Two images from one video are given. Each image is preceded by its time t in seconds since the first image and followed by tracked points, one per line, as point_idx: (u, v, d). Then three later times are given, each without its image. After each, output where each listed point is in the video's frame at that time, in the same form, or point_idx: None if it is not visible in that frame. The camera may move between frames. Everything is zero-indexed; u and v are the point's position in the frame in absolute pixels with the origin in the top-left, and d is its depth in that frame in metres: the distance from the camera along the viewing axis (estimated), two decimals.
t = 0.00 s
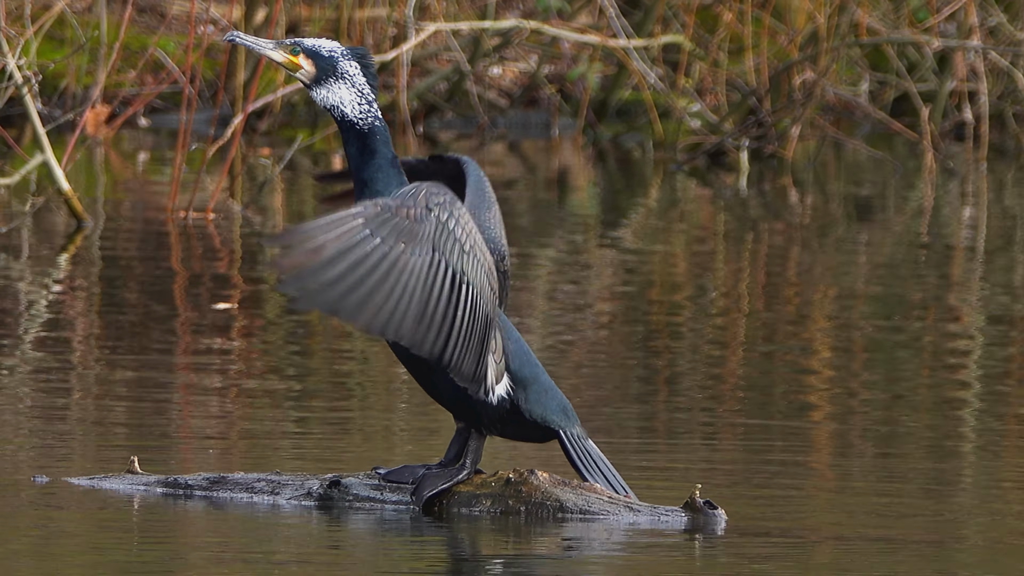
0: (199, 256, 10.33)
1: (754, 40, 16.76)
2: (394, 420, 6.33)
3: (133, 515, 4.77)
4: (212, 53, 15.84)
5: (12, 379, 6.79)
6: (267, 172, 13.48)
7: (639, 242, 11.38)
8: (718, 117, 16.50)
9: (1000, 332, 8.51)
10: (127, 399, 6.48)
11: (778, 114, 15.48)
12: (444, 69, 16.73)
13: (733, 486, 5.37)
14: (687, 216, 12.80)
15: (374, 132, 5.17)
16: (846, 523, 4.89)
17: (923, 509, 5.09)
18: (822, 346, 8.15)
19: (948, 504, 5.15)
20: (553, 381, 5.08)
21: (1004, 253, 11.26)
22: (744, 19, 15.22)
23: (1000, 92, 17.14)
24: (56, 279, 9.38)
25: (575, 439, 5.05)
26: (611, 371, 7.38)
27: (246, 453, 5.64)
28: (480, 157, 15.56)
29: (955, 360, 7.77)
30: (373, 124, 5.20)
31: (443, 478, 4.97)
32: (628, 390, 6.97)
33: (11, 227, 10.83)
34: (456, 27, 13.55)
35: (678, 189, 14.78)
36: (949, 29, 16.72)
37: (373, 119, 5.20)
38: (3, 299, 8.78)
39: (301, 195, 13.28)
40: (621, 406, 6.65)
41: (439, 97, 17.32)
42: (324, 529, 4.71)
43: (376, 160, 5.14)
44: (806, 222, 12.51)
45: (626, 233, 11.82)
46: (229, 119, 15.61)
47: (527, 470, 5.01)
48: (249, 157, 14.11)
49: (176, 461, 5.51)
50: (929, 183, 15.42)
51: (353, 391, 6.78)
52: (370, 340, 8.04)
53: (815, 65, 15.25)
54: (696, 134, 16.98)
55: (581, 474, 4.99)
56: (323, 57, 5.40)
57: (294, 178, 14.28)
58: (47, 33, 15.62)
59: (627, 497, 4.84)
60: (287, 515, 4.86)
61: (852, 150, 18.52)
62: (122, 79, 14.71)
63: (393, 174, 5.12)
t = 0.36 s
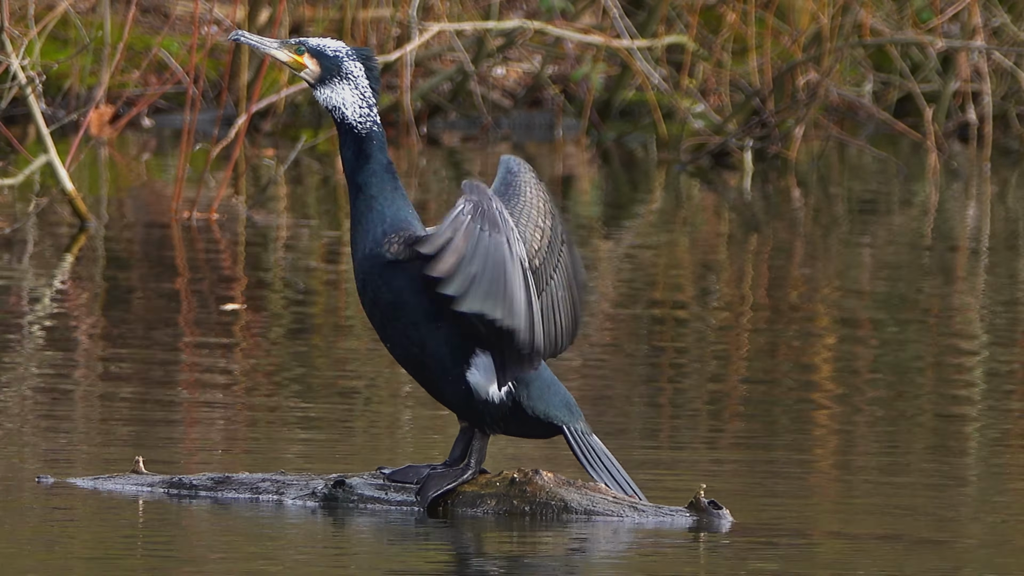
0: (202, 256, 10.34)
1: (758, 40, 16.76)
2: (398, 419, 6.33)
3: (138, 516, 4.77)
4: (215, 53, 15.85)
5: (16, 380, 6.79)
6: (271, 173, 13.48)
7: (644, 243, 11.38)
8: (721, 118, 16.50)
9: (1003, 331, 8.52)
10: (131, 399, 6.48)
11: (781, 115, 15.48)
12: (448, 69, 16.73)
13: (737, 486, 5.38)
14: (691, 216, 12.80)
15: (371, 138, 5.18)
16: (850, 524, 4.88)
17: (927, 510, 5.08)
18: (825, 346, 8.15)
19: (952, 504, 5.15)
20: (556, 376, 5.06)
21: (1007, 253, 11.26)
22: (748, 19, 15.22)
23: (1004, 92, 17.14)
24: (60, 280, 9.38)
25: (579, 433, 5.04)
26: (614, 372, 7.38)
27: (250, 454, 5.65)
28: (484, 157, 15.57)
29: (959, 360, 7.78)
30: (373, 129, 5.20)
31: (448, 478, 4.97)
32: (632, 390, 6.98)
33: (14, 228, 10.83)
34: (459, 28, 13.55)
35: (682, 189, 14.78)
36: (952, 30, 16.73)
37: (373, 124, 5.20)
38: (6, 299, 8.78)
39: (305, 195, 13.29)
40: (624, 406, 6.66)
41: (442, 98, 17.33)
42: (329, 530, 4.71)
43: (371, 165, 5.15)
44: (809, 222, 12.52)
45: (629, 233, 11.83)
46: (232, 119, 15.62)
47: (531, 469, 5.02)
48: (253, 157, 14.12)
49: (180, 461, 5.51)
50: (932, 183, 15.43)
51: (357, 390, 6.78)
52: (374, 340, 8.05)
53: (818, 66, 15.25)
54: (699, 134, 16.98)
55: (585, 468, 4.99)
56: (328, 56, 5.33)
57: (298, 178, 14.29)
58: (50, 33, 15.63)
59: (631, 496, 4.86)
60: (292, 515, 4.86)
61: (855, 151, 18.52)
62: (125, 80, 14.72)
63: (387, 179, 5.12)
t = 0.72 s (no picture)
0: (204, 255, 10.34)
1: (760, 39, 16.74)
2: (399, 417, 6.33)
3: (141, 514, 4.77)
4: (217, 52, 15.86)
5: (18, 379, 6.79)
6: (272, 172, 13.47)
7: (646, 241, 11.37)
8: (723, 117, 16.48)
9: (1005, 330, 8.51)
10: (133, 398, 6.48)
11: (783, 114, 15.46)
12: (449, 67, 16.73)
13: (739, 485, 5.38)
14: (693, 215, 12.79)
15: (377, 130, 5.22)
16: (852, 523, 4.88)
17: (929, 509, 5.07)
18: (827, 344, 8.15)
19: (954, 503, 5.14)
20: (557, 378, 5.09)
21: (1010, 252, 11.25)
22: (750, 18, 15.20)
23: (1006, 91, 17.12)
24: (62, 279, 9.38)
25: (581, 432, 5.02)
26: (616, 370, 7.38)
27: (252, 452, 5.65)
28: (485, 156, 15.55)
29: (960, 359, 7.78)
30: (379, 121, 5.24)
31: (449, 478, 4.97)
32: (634, 389, 6.98)
33: (16, 226, 10.83)
34: (461, 26, 13.54)
35: (684, 188, 14.77)
36: (954, 29, 16.71)
37: (376, 114, 5.24)
38: (7, 299, 8.79)
39: (306, 194, 13.28)
40: (626, 405, 6.66)
41: (444, 97, 17.33)
42: (330, 528, 4.71)
43: (377, 159, 5.20)
44: (811, 221, 12.51)
45: (631, 232, 11.82)
46: (235, 118, 15.62)
47: (533, 469, 5.02)
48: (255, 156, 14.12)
49: (182, 460, 5.51)
50: (935, 182, 15.41)
51: (358, 389, 6.78)
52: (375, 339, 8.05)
53: (820, 64, 15.23)
54: (701, 133, 16.96)
55: (589, 469, 4.90)
56: (335, 51, 5.46)
57: (300, 177, 14.28)
58: (52, 32, 15.63)
59: (633, 494, 4.87)
60: (294, 514, 4.87)
61: (858, 150, 18.51)
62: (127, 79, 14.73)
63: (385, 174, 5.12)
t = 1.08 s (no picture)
0: (202, 256, 10.33)
1: (758, 40, 16.74)
2: (397, 418, 6.33)
3: (138, 515, 4.77)
4: (215, 53, 15.86)
5: (16, 380, 6.79)
6: (270, 173, 13.46)
7: (644, 242, 11.38)
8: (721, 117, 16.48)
9: (1003, 331, 8.51)
10: (131, 399, 6.48)
11: (782, 114, 15.46)
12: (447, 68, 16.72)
13: (737, 485, 5.37)
14: (691, 216, 12.79)
15: (372, 135, 5.21)
16: (850, 523, 4.88)
17: (928, 510, 5.07)
18: (825, 345, 8.15)
19: (951, 504, 5.14)
20: (555, 372, 5.05)
21: (1008, 252, 11.25)
22: (748, 18, 15.20)
23: (1004, 92, 17.12)
24: (59, 280, 9.38)
25: (580, 427, 5.02)
26: (614, 371, 7.38)
27: (249, 453, 5.64)
28: (483, 156, 15.55)
29: (958, 359, 7.78)
30: (373, 125, 5.23)
31: (448, 478, 4.97)
32: (632, 389, 6.97)
33: (14, 227, 10.82)
34: (459, 27, 13.54)
35: (682, 189, 14.77)
36: (952, 30, 16.72)
37: (371, 120, 5.23)
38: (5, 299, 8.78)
39: (304, 195, 13.28)
40: (624, 405, 6.65)
41: (442, 97, 17.33)
42: (328, 529, 4.71)
43: (368, 163, 5.17)
44: (810, 222, 12.51)
45: (629, 233, 11.82)
46: (233, 119, 15.62)
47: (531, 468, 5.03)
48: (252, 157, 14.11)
49: (180, 461, 5.51)
50: (933, 183, 15.42)
51: (356, 390, 6.78)
52: (373, 339, 8.04)
53: (818, 65, 15.23)
54: (700, 133, 16.96)
55: (586, 462, 4.96)
56: (328, 51, 5.42)
57: (298, 178, 14.29)
58: (51, 33, 15.63)
59: (632, 494, 4.88)
60: (293, 514, 4.86)
61: (856, 150, 18.51)
62: (125, 79, 14.72)
63: (382, 177, 5.11)
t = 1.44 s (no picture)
0: (198, 259, 10.34)
1: (754, 43, 16.77)
2: (394, 421, 6.34)
3: (136, 518, 4.77)
4: (211, 55, 15.86)
5: (12, 383, 6.79)
6: (266, 176, 13.46)
7: (640, 245, 11.40)
8: (717, 120, 16.50)
9: (999, 333, 8.53)
10: (127, 402, 6.48)
11: (777, 117, 15.47)
12: (443, 71, 16.74)
13: (733, 488, 5.39)
14: (687, 219, 12.80)
15: (370, 132, 5.23)
16: (847, 526, 4.89)
17: (926, 512, 5.08)
18: (822, 347, 8.17)
19: (949, 506, 5.15)
20: (552, 380, 5.07)
21: (1005, 255, 11.28)
22: (744, 21, 15.21)
23: (1000, 95, 17.15)
24: (55, 283, 9.38)
25: (577, 434, 5.01)
26: (611, 374, 7.40)
27: (246, 455, 5.65)
28: (479, 159, 15.56)
29: (955, 362, 7.79)
30: (371, 122, 5.24)
31: (445, 481, 4.96)
32: (628, 392, 6.99)
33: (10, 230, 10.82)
34: (455, 30, 13.54)
35: (678, 192, 14.78)
36: (948, 33, 16.74)
37: (369, 116, 5.24)
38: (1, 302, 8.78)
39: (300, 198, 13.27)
40: (621, 408, 6.67)
41: (438, 101, 17.34)
42: (326, 532, 4.71)
43: (370, 161, 5.21)
44: (805, 225, 12.53)
45: (625, 236, 11.83)
46: (229, 122, 15.62)
47: (528, 472, 5.01)
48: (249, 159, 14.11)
49: (177, 464, 5.51)
50: (929, 186, 15.43)
51: (353, 393, 6.79)
52: (369, 342, 8.05)
53: (814, 68, 15.26)
54: (696, 137, 16.98)
55: (585, 468, 4.93)
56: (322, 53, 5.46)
57: (294, 181, 14.30)
58: (46, 36, 15.63)
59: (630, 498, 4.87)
60: (290, 517, 4.86)
61: (851, 154, 18.55)
62: (121, 83, 14.72)
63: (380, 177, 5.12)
